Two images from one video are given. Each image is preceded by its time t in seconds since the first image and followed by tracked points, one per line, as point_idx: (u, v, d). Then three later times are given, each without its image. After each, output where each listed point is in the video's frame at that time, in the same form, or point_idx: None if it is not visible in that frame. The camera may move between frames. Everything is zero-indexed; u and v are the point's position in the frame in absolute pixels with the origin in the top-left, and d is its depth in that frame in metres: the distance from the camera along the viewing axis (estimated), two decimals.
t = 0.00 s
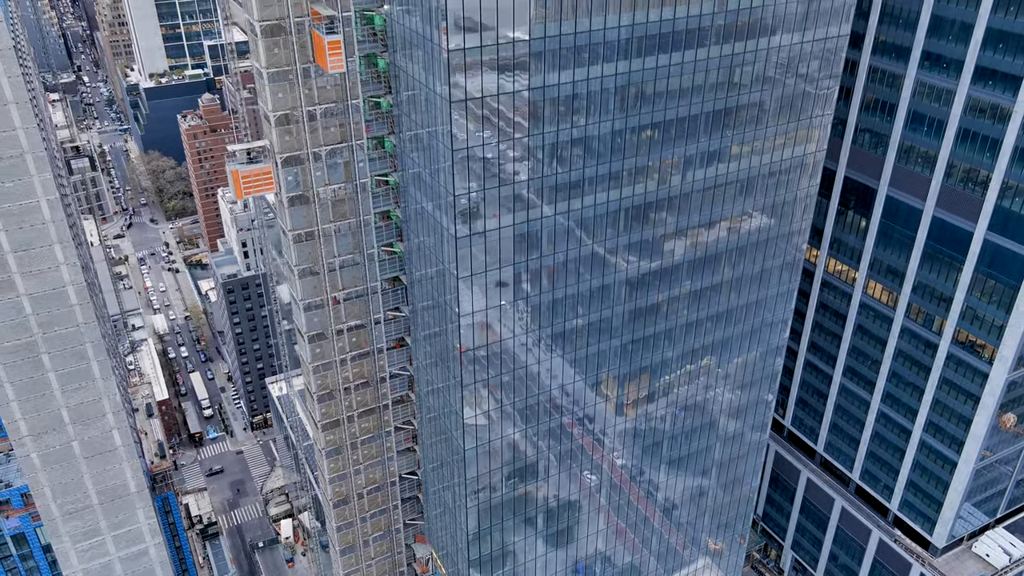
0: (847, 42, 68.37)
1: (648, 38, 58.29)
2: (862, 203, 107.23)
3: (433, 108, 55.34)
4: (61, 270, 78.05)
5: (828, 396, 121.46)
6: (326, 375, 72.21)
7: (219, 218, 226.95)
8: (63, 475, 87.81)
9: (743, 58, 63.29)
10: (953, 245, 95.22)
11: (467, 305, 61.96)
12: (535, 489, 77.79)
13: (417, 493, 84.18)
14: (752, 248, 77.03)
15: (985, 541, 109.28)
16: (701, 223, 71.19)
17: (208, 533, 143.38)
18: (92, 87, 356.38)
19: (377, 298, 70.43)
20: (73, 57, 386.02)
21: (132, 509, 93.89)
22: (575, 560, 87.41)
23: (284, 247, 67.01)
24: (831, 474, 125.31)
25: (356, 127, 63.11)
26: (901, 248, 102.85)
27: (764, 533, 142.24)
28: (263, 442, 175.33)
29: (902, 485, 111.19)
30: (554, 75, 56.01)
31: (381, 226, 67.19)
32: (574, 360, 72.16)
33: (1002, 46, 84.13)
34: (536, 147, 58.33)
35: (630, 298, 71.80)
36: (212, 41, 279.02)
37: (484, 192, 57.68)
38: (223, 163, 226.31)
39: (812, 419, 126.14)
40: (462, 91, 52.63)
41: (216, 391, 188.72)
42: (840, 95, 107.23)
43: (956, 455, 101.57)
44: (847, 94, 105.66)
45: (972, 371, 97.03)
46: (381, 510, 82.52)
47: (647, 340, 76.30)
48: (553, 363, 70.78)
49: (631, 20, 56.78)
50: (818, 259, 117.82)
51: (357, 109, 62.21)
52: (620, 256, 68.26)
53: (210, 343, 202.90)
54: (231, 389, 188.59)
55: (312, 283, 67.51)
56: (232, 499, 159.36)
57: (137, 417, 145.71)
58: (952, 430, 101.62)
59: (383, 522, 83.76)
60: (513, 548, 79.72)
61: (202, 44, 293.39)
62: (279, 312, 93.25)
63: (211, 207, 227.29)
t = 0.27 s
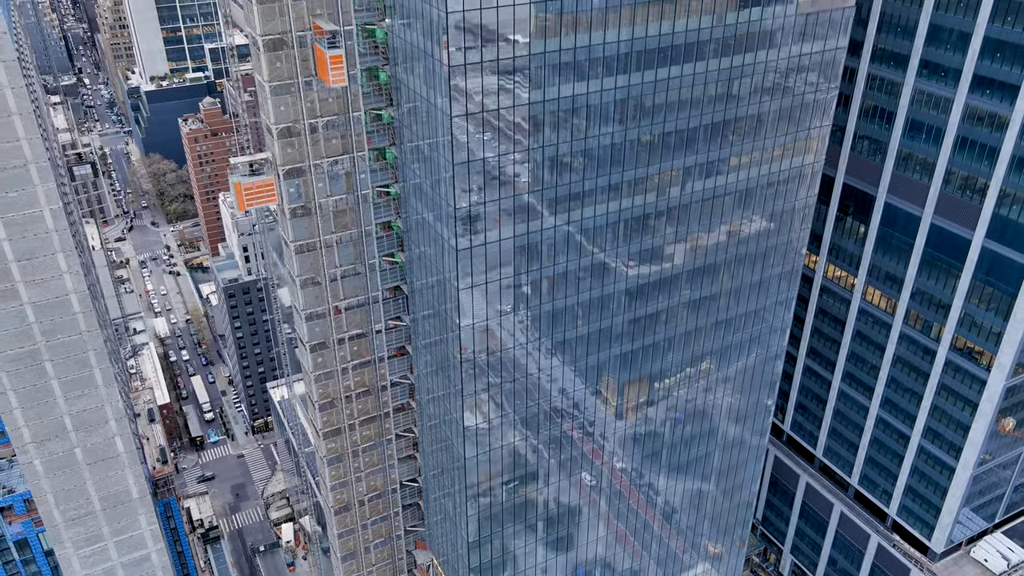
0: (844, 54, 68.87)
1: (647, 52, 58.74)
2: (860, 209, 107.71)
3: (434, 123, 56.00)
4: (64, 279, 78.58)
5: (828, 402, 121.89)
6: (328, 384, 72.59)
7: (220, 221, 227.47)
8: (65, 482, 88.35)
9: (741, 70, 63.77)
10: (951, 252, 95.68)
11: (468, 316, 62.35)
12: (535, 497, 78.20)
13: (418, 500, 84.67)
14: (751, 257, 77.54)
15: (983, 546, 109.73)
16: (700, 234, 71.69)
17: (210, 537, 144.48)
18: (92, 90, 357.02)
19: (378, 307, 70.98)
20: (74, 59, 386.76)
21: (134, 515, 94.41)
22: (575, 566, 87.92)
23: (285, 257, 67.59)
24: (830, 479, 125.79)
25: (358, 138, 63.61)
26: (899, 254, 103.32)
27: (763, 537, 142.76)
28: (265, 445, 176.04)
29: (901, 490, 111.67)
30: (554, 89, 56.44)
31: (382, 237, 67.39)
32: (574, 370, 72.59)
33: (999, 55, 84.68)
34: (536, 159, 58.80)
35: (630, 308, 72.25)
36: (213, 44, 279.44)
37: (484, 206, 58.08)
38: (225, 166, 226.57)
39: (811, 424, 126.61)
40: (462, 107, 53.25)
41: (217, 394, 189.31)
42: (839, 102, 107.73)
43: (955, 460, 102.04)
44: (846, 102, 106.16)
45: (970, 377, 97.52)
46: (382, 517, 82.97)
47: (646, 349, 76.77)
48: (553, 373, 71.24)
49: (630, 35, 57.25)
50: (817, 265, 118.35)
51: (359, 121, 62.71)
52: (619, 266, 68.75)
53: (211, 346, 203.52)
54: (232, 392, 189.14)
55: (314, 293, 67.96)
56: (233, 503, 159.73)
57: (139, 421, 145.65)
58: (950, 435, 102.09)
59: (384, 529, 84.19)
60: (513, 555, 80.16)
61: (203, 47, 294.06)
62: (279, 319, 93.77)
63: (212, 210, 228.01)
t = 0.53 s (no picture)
0: (842, 67, 69.47)
1: (646, 66, 59.22)
2: (859, 216, 108.18)
3: (435, 136, 56.29)
4: (67, 288, 79.10)
5: (826, 407, 122.35)
6: (330, 393, 73.02)
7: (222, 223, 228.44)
8: (68, 488, 88.86)
9: (740, 83, 64.28)
10: (950, 259, 96.13)
11: (468, 327, 62.65)
12: (535, 504, 78.64)
13: (418, 507, 85.13)
14: (749, 267, 78.10)
15: (982, 551, 110.17)
16: (699, 244, 72.20)
17: (211, 541, 145.19)
18: (93, 92, 357.65)
19: (380, 317, 71.31)
20: (75, 62, 387.36)
21: (136, 520, 94.89)
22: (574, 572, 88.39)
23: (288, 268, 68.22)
24: (829, 483, 126.32)
25: (359, 150, 64.12)
26: (898, 261, 103.77)
27: (762, 541, 143.26)
28: (266, 449, 176.59)
29: (900, 495, 112.14)
30: (553, 103, 56.92)
31: (383, 246, 67.64)
32: (574, 379, 73.04)
33: (997, 64, 85.13)
34: (536, 173, 59.22)
35: (629, 318, 72.75)
36: (214, 47, 279.90)
37: (484, 220, 58.41)
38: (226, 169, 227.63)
39: (810, 429, 127.06)
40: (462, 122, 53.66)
41: (218, 398, 190.68)
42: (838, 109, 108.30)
43: (953, 466, 102.47)
44: (844, 110, 106.76)
45: (968, 384, 97.97)
46: (383, 524, 83.41)
47: (645, 358, 77.28)
48: (553, 382, 71.67)
49: (630, 49, 57.76)
50: (816, 271, 118.91)
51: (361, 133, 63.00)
52: (619, 277, 69.24)
53: (212, 349, 204.23)
54: (233, 396, 190.63)
55: (316, 302, 68.55)
56: (234, 507, 160.09)
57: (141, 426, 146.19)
58: (948, 441, 102.55)
59: (385, 536, 84.61)
60: (513, 562, 80.56)
61: (204, 50, 294.59)
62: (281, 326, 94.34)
63: (213, 212, 228.74)
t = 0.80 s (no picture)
0: (840, 78, 70.13)
1: (645, 79, 59.73)
2: (858, 223, 108.61)
3: (438, 151, 56.54)
4: (70, 296, 79.57)
5: (826, 412, 122.81)
6: (331, 402, 73.57)
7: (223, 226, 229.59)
8: (70, 495, 89.37)
9: (738, 96, 64.84)
10: (948, 266, 96.58)
11: (469, 338, 63.12)
12: (535, 511, 78.97)
13: (419, 513, 85.53)
14: (748, 276, 78.65)
15: (980, 556, 110.65)
16: (698, 255, 72.71)
17: (213, 545, 147.37)
18: (94, 94, 358.33)
19: (381, 326, 71.84)
20: (76, 63, 388.10)
21: (139, 526, 95.42)
22: None
23: (289, 277, 68.67)
24: (828, 488, 126.84)
25: (361, 161, 64.58)
26: (896, 268, 104.22)
27: (762, 545, 143.80)
28: (267, 452, 177.78)
29: (898, 501, 112.63)
30: (553, 117, 57.43)
31: (384, 256, 68.40)
32: (574, 388, 73.51)
33: (994, 73, 85.60)
34: (537, 186, 59.66)
35: (628, 327, 73.23)
36: (215, 50, 280.25)
37: (484, 234, 58.87)
38: (227, 172, 228.60)
39: (809, 435, 127.52)
40: (463, 136, 53.99)
41: (220, 401, 191.76)
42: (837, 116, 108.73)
43: (951, 472, 102.94)
44: (843, 116, 107.14)
45: (966, 390, 98.43)
46: (384, 531, 83.90)
47: (644, 367, 77.80)
48: (554, 392, 72.17)
49: (630, 63, 58.26)
50: (815, 277, 119.36)
51: (362, 145, 63.53)
52: (618, 287, 69.74)
53: (213, 353, 205.03)
54: (234, 400, 191.73)
55: (317, 312, 69.09)
56: (235, 510, 160.69)
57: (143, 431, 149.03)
58: (946, 447, 103.03)
59: (386, 542, 85.08)
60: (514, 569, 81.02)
61: (205, 53, 295.02)
62: (282, 333, 94.86)
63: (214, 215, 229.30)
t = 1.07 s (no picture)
0: (838, 90, 70.67)
1: (645, 93, 60.23)
2: (857, 229, 109.03)
3: (439, 165, 57.12)
4: (73, 304, 80.07)
5: (825, 417, 123.26)
6: (332, 410, 74.11)
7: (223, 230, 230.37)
8: (73, 501, 89.85)
9: (736, 108, 65.37)
10: (946, 273, 97.04)
11: (469, 348, 63.66)
12: (535, 519, 79.38)
13: (420, 520, 85.95)
14: (746, 286, 79.20)
15: (978, 561, 111.12)
16: (696, 265, 73.24)
17: (214, 549, 151.31)
18: (95, 96, 359.14)
19: (382, 335, 72.34)
20: (76, 65, 388.87)
21: (141, 532, 95.92)
22: None
23: (291, 287, 69.33)
24: (826, 493, 127.32)
25: (362, 173, 64.97)
26: (894, 274, 104.69)
27: (761, 549, 144.27)
28: (267, 456, 178.88)
29: (897, 506, 113.12)
30: (553, 131, 57.95)
31: (385, 266, 68.81)
32: (574, 397, 73.98)
33: (992, 82, 86.10)
34: (537, 199, 60.17)
35: (628, 337, 73.74)
36: (216, 53, 280.71)
37: (484, 245, 59.35)
38: (228, 175, 230.15)
39: (808, 440, 128.00)
40: (464, 150, 54.52)
41: (221, 404, 192.79)
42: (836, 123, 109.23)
43: (950, 477, 103.41)
44: (842, 123, 107.61)
45: (964, 397, 98.93)
46: (385, 538, 84.38)
47: (643, 376, 78.34)
48: (553, 401, 72.66)
49: (629, 77, 58.80)
50: (814, 283, 119.89)
51: (364, 157, 63.98)
52: (618, 298, 70.23)
53: (214, 356, 205.93)
54: (235, 403, 192.80)
55: (319, 322, 69.52)
56: (236, 514, 161.58)
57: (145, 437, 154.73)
58: (945, 453, 103.51)
59: (387, 549, 85.56)
60: None
61: (206, 56, 295.52)
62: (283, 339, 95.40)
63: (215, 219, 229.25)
